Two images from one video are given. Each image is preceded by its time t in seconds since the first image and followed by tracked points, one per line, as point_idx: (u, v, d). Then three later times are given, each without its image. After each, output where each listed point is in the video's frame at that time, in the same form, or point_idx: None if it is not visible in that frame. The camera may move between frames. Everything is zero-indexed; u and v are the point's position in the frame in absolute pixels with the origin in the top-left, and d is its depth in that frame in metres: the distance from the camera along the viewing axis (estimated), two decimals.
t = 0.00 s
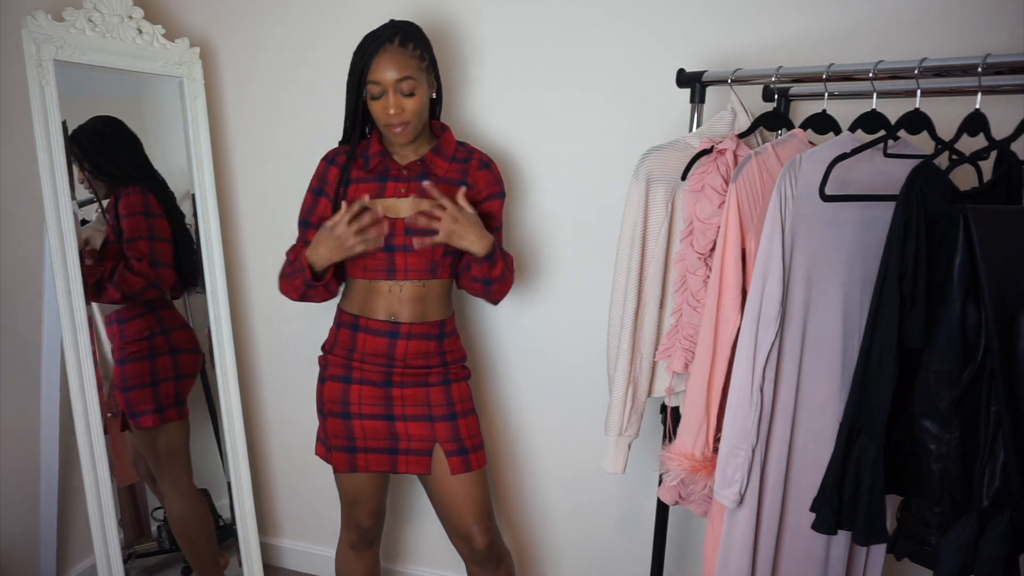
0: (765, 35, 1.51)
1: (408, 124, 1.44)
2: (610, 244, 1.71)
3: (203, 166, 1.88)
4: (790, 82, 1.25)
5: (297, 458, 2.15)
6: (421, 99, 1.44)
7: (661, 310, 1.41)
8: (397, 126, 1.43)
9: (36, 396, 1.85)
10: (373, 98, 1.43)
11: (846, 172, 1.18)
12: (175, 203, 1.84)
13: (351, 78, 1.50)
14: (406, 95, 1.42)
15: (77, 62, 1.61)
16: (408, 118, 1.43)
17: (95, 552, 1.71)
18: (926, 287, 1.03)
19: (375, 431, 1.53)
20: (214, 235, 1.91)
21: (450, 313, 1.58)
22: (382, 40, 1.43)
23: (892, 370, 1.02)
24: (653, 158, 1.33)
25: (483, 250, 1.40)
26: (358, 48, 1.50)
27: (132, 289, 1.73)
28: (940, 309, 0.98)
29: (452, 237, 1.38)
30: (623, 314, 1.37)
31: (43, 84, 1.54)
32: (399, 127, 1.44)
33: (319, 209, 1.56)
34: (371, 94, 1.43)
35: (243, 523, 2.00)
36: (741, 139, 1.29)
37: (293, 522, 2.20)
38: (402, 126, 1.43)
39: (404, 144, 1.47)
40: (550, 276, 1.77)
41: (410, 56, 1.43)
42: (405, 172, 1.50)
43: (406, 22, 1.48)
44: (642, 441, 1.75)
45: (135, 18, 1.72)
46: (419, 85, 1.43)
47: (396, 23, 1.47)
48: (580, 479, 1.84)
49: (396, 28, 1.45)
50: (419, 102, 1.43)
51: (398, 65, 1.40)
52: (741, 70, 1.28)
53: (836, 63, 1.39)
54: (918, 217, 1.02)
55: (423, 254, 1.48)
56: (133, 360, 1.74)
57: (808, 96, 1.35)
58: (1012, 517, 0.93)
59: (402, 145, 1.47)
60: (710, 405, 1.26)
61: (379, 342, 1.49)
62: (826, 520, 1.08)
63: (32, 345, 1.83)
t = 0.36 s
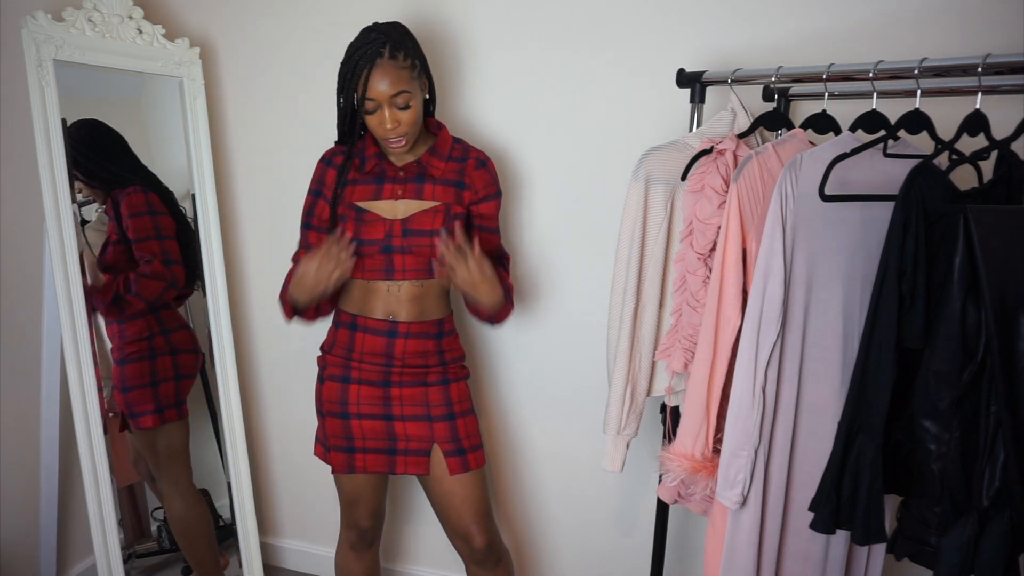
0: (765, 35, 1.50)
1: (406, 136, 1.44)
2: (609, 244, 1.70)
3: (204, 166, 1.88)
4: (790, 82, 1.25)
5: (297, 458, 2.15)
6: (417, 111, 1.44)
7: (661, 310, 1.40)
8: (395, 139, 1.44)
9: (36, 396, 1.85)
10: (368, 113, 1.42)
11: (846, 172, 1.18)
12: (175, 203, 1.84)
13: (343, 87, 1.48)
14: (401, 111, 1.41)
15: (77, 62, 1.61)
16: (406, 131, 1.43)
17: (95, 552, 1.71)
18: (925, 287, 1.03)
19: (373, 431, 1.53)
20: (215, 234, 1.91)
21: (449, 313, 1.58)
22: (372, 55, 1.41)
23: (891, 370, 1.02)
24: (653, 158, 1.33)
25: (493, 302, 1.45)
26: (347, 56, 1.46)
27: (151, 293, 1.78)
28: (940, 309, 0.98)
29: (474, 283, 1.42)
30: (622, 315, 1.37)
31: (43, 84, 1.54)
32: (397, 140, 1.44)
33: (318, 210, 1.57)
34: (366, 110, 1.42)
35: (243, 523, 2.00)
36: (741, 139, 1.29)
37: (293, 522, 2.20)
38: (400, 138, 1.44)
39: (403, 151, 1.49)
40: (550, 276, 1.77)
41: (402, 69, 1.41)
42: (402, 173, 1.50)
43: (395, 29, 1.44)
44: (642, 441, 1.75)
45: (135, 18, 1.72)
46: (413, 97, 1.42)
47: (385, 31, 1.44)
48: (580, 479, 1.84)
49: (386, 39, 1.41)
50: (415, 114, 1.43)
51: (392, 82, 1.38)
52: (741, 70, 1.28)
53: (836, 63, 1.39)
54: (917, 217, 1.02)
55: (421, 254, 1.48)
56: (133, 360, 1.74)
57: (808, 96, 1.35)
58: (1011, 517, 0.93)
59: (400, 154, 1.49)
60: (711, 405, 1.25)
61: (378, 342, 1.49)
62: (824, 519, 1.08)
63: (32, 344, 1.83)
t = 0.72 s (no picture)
0: (764, 35, 1.50)
1: (398, 122, 1.43)
2: (609, 244, 1.70)
3: (203, 166, 1.88)
4: (790, 82, 1.25)
5: (297, 458, 2.15)
6: (407, 96, 1.42)
7: (661, 310, 1.40)
8: (387, 126, 1.43)
9: (36, 396, 1.85)
10: (360, 101, 1.42)
11: (846, 172, 1.18)
12: (175, 203, 1.84)
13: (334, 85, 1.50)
14: (390, 95, 1.41)
15: (77, 62, 1.61)
16: (397, 117, 1.42)
17: (95, 552, 1.71)
18: (925, 287, 1.03)
19: (372, 431, 1.53)
20: (214, 235, 1.91)
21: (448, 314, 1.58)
22: (358, 44, 1.43)
23: (891, 371, 1.02)
24: (652, 158, 1.33)
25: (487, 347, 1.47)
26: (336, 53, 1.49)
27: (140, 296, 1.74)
28: (940, 309, 0.98)
29: (476, 381, 1.49)
30: (622, 315, 1.37)
31: (43, 84, 1.54)
32: (389, 127, 1.43)
33: (315, 208, 1.57)
34: (357, 98, 1.42)
35: (243, 523, 2.00)
36: (741, 140, 1.29)
37: (293, 522, 2.20)
38: (392, 125, 1.43)
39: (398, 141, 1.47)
40: (550, 277, 1.77)
41: (390, 55, 1.42)
42: (401, 174, 1.49)
43: (381, 21, 1.48)
44: (641, 442, 1.75)
45: (135, 18, 1.72)
46: (402, 81, 1.42)
47: (371, 24, 1.47)
48: (580, 479, 1.84)
49: (372, 30, 1.44)
50: (405, 98, 1.42)
51: (377, 65, 1.39)
52: (741, 70, 1.28)
53: (836, 63, 1.39)
54: (916, 217, 1.02)
55: (420, 256, 1.48)
56: (132, 361, 1.74)
57: (808, 96, 1.35)
58: (1011, 517, 0.93)
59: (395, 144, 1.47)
60: (712, 406, 1.25)
61: (377, 342, 1.49)
62: (824, 519, 1.08)
63: (32, 344, 1.83)
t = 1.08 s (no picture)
0: (764, 35, 1.50)
1: (403, 115, 1.44)
2: (609, 244, 1.70)
3: (203, 165, 1.88)
4: (790, 82, 1.25)
5: (297, 458, 2.14)
6: (411, 89, 1.44)
7: (661, 311, 1.40)
8: (391, 120, 1.44)
9: (36, 395, 1.85)
10: (364, 97, 1.45)
11: (846, 172, 1.18)
12: (175, 203, 1.84)
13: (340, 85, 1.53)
14: (393, 87, 1.43)
15: (77, 62, 1.61)
16: (401, 109, 1.43)
17: (95, 552, 1.71)
18: (925, 286, 1.02)
19: (372, 433, 1.53)
20: (214, 235, 1.91)
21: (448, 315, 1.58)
22: (363, 42, 1.46)
23: (891, 371, 1.02)
24: (653, 158, 1.33)
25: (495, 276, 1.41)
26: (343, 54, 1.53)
27: (141, 290, 1.75)
28: (940, 309, 0.98)
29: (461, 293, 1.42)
30: (622, 314, 1.37)
31: (43, 84, 1.54)
32: (393, 120, 1.44)
33: (318, 209, 1.56)
34: (361, 93, 1.45)
35: (243, 523, 2.00)
36: (742, 139, 1.29)
37: (292, 522, 2.20)
38: (396, 118, 1.44)
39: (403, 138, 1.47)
40: (550, 276, 1.77)
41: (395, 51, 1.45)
42: (404, 173, 1.49)
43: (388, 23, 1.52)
44: (641, 442, 1.75)
45: (135, 18, 1.72)
46: (405, 75, 1.44)
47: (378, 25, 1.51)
48: (580, 479, 1.84)
49: (378, 28, 1.48)
50: (409, 90, 1.44)
51: (381, 57, 1.42)
52: (741, 70, 1.28)
53: (836, 63, 1.39)
54: (916, 217, 1.02)
55: (422, 257, 1.48)
56: (132, 361, 1.74)
57: (809, 96, 1.35)
58: (1011, 517, 0.93)
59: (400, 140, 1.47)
60: (713, 407, 1.25)
61: (377, 343, 1.49)
62: (824, 519, 1.08)
63: (32, 344, 1.83)
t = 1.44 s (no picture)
0: (764, 35, 1.50)
1: (408, 114, 1.45)
2: (609, 243, 1.70)
3: (203, 165, 1.88)
4: (790, 82, 1.25)
5: (297, 458, 2.14)
6: (419, 89, 1.45)
7: (661, 311, 1.40)
8: (396, 117, 1.44)
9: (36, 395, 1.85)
10: (372, 91, 1.45)
11: (846, 171, 1.18)
12: (176, 203, 1.84)
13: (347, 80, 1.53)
14: (402, 85, 1.43)
15: (77, 62, 1.61)
16: (407, 108, 1.44)
17: (95, 552, 1.71)
18: (925, 286, 1.03)
19: (374, 433, 1.53)
20: (214, 235, 1.91)
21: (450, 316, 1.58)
22: (376, 38, 1.46)
23: (891, 371, 1.02)
24: (653, 159, 1.33)
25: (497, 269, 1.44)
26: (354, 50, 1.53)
27: (147, 287, 1.76)
28: (940, 308, 0.98)
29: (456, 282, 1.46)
30: (623, 314, 1.37)
31: (43, 84, 1.54)
32: (398, 118, 1.44)
33: (319, 210, 1.56)
34: (370, 87, 1.45)
35: (243, 523, 2.00)
36: (741, 140, 1.28)
37: (293, 523, 2.20)
38: (402, 116, 1.44)
39: (406, 137, 1.47)
40: (550, 276, 1.77)
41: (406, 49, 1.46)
42: (407, 174, 1.49)
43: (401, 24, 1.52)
44: (641, 441, 1.75)
45: (135, 18, 1.72)
46: (414, 74, 1.45)
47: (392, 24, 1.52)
48: (580, 479, 1.84)
49: (390, 26, 1.48)
50: (416, 90, 1.45)
51: (392, 53, 1.43)
52: (742, 70, 1.28)
53: (836, 63, 1.39)
54: (916, 217, 1.02)
55: (424, 257, 1.48)
56: (133, 361, 1.74)
57: (808, 96, 1.35)
58: (1012, 517, 0.93)
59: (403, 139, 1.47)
60: (714, 407, 1.25)
61: (379, 343, 1.49)
62: (824, 520, 1.08)
63: (32, 344, 1.83)
